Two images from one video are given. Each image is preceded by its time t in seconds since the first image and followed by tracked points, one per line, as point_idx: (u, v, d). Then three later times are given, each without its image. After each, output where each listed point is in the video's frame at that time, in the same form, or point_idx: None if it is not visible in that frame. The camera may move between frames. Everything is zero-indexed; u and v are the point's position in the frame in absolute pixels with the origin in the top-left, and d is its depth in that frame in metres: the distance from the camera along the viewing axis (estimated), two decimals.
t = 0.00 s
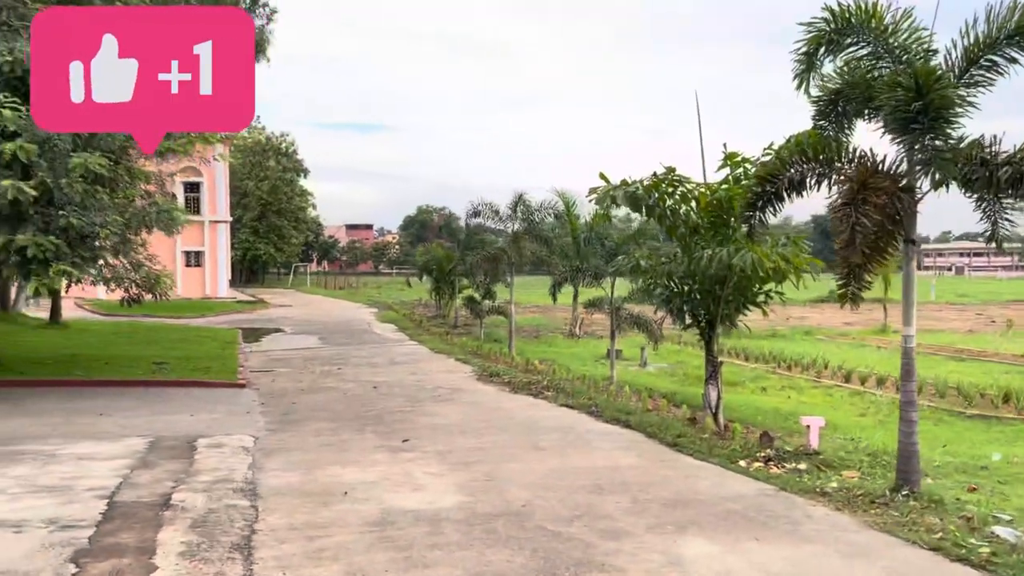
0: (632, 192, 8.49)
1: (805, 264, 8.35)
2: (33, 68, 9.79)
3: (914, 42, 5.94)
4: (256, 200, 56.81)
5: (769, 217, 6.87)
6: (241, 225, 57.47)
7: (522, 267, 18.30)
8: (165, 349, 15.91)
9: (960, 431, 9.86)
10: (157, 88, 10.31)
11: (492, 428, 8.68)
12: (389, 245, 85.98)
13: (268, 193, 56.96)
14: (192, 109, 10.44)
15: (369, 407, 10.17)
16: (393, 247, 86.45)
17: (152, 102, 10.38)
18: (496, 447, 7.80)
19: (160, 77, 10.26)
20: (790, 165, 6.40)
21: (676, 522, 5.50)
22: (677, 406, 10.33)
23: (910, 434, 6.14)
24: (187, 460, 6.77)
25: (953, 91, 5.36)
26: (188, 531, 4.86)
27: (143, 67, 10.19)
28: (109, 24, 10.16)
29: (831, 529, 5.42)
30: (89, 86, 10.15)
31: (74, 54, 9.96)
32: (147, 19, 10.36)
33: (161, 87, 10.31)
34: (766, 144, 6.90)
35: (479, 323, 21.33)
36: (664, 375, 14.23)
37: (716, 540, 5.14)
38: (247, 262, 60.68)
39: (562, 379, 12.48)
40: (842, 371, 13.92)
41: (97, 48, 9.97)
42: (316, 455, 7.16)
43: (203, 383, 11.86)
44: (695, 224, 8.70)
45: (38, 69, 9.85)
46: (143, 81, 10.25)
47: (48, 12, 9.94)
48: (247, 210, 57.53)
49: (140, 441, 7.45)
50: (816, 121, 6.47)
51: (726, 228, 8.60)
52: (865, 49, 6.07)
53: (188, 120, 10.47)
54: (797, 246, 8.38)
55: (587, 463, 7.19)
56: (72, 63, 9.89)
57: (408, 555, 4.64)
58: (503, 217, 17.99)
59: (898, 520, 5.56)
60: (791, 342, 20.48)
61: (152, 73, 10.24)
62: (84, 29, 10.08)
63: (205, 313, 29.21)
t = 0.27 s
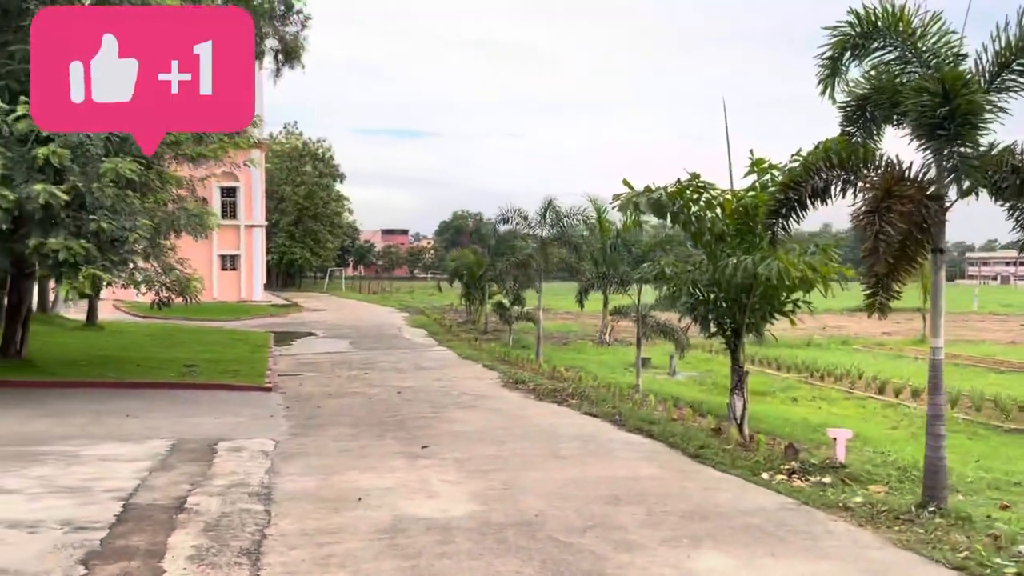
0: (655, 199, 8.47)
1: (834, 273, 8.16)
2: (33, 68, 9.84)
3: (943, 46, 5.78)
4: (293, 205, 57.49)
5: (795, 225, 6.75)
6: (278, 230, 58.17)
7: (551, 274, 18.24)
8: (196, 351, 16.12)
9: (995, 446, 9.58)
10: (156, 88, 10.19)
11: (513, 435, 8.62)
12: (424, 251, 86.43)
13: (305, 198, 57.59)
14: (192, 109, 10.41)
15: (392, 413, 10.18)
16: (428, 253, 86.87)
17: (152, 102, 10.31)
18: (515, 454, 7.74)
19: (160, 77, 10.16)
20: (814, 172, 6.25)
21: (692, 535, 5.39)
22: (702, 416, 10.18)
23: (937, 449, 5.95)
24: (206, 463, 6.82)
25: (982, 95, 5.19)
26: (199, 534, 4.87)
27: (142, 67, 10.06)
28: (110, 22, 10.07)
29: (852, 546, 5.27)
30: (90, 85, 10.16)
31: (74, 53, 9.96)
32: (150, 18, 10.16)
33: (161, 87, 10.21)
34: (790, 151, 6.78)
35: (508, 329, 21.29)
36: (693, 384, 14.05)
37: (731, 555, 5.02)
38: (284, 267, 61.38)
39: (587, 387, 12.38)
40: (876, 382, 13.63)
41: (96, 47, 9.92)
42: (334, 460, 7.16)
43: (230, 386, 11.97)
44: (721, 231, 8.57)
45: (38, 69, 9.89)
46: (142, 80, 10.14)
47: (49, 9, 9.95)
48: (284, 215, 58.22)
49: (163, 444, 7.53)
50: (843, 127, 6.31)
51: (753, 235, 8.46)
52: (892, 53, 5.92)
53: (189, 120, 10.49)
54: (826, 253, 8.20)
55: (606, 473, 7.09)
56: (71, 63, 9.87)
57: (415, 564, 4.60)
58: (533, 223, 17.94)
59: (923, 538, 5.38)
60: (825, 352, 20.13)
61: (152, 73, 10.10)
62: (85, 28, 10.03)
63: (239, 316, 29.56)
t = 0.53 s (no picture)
0: (669, 206, 8.32)
1: (851, 282, 8.02)
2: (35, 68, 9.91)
3: (961, 52, 5.65)
4: (317, 210, 57.87)
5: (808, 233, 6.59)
6: (303, 235, 58.58)
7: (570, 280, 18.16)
8: (215, 355, 16.22)
9: (1019, 459, 9.37)
10: (156, 88, 10.11)
11: (524, 442, 8.56)
12: (448, 256, 86.62)
13: (329, 203, 57.95)
14: (192, 110, 10.28)
15: (404, 418, 10.16)
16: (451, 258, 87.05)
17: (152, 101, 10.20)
18: (525, 462, 7.68)
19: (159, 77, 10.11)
20: (827, 179, 6.11)
21: (699, 547, 5.30)
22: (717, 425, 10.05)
23: (953, 462, 5.82)
24: (214, 467, 6.82)
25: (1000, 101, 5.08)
26: (199, 539, 4.86)
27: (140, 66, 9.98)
28: (111, 23, 10.05)
29: (863, 560, 5.15)
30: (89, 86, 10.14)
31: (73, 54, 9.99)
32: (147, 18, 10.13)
33: (160, 87, 10.11)
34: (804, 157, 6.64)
35: (527, 335, 21.23)
36: (711, 393, 13.90)
37: (737, 568, 4.92)
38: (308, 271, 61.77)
39: (603, 394, 12.28)
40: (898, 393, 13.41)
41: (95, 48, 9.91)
42: (341, 465, 7.14)
43: (245, 389, 12.02)
44: (736, 239, 8.45)
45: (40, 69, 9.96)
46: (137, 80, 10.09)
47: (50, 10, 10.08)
48: (308, 220, 58.62)
49: (173, 447, 7.56)
50: (860, 133, 6.19)
51: (769, 243, 8.33)
52: (908, 58, 5.80)
53: (189, 121, 10.34)
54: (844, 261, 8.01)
55: (616, 482, 7.00)
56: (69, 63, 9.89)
57: (413, 572, 4.55)
58: (551, 229, 17.88)
59: (937, 554, 5.25)
60: (848, 361, 19.87)
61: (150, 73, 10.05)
62: (86, 28, 10.03)
63: (261, 320, 29.75)
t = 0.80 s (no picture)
0: (665, 211, 8.34)
1: (849, 289, 7.95)
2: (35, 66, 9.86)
3: (958, 55, 5.55)
4: (326, 214, 58.02)
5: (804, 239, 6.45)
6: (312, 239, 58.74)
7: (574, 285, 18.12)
8: (218, 357, 16.24)
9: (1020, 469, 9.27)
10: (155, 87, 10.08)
11: (519, 447, 8.51)
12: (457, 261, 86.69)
13: (338, 208, 58.08)
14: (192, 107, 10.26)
15: (401, 422, 10.13)
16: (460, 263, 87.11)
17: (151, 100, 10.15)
18: (518, 467, 7.63)
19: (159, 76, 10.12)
20: (821, 185, 6.01)
21: (687, 555, 5.23)
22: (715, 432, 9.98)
23: (948, 470, 5.74)
24: (205, 469, 6.81)
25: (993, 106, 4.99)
26: (181, 542, 4.84)
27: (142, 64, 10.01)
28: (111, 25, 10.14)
29: (853, 570, 5.07)
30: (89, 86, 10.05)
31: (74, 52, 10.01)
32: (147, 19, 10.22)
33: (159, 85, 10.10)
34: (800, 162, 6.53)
35: (531, 340, 21.18)
36: (713, 400, 13.80)
37: None
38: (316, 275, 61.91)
39: (603, 400, 12.21)
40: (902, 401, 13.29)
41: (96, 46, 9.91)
42: (333, 469, 7.11)
43: (244, 392, 12.02)
44: (734, 244, 8.41)
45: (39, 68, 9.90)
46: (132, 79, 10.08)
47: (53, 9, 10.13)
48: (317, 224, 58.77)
49: (166, 449, 7.55)
50: (858, 139, 6.10)
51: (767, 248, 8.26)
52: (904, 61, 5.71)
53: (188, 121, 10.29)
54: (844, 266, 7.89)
55: (608, 488, 6.95)
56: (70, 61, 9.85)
57: None
58: (556, 234, 17.86)
59: (930, 564, 5.17)
60: (854, 369, 19.72)
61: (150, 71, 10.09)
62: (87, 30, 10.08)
63: (268, 323, 29.81)
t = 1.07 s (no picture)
0: (647, 216, 8.32)
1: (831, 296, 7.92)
2: (32, 66, 9.49)
3: (937, 60, 5.50)
4: (319, 219, 57.89)
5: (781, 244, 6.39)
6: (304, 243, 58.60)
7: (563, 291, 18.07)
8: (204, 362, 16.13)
9: (1004, 477, 9.23)
10: (154, 89, 9.52)
11: (499, 454, 8.43)
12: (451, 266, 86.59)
13: (331, 212, 57.95)
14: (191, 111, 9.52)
15: (383, 428, 10.04)
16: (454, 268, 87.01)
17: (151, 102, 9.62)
18: (497, 474, 7.55)
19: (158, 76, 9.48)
20: (799, 190, 5.94)
21: (661, 565, 5.16)
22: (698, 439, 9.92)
23: (926, 479, 5.69)
24: (177, 476, 6.72)
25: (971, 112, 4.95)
26: (145, 551, 4.75)
27: (140, 65, 9.41)
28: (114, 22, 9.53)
29: None
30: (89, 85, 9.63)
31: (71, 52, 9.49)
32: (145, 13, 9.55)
33: (159, 87, 9.50)
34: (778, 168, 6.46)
35: (521, 346, 21.11)
36: (700, 407, 13.72)
37: None
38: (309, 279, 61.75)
39: (588, 407, 12.14)
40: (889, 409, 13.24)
41: (93, 47, 9.41)
42: (308, 476, 7.02)
43: (227, 397, 11.91)
44: (717, 250, 8.39)
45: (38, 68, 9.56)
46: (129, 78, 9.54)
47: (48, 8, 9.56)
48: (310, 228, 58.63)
49: (140, 455, 7.46)
50: (839, 145, 6.04)
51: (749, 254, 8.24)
52: (883, 66, 5.64)
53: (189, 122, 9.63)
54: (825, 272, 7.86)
55: (587, 496, 6.87)
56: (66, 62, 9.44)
57: None
58: (545, 239, 17.81)
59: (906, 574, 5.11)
60: (843, 376, 19.69)
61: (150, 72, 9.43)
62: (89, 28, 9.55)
63: (258, 328, 29.69)
